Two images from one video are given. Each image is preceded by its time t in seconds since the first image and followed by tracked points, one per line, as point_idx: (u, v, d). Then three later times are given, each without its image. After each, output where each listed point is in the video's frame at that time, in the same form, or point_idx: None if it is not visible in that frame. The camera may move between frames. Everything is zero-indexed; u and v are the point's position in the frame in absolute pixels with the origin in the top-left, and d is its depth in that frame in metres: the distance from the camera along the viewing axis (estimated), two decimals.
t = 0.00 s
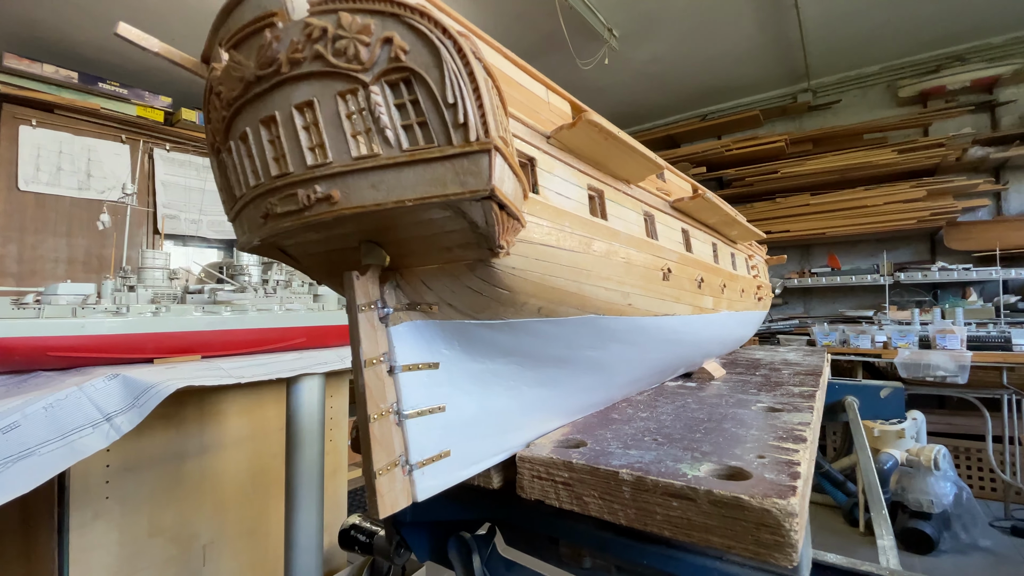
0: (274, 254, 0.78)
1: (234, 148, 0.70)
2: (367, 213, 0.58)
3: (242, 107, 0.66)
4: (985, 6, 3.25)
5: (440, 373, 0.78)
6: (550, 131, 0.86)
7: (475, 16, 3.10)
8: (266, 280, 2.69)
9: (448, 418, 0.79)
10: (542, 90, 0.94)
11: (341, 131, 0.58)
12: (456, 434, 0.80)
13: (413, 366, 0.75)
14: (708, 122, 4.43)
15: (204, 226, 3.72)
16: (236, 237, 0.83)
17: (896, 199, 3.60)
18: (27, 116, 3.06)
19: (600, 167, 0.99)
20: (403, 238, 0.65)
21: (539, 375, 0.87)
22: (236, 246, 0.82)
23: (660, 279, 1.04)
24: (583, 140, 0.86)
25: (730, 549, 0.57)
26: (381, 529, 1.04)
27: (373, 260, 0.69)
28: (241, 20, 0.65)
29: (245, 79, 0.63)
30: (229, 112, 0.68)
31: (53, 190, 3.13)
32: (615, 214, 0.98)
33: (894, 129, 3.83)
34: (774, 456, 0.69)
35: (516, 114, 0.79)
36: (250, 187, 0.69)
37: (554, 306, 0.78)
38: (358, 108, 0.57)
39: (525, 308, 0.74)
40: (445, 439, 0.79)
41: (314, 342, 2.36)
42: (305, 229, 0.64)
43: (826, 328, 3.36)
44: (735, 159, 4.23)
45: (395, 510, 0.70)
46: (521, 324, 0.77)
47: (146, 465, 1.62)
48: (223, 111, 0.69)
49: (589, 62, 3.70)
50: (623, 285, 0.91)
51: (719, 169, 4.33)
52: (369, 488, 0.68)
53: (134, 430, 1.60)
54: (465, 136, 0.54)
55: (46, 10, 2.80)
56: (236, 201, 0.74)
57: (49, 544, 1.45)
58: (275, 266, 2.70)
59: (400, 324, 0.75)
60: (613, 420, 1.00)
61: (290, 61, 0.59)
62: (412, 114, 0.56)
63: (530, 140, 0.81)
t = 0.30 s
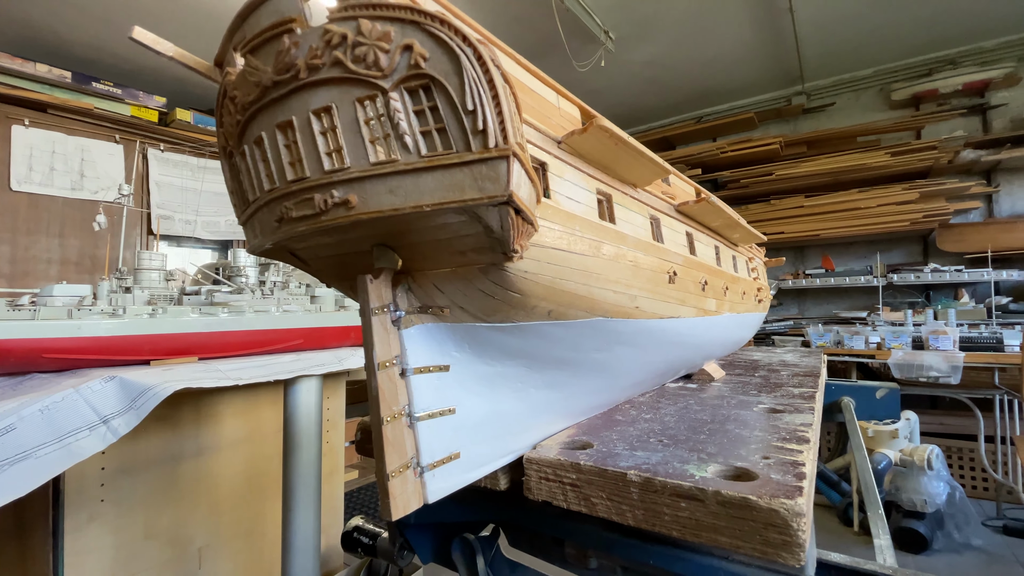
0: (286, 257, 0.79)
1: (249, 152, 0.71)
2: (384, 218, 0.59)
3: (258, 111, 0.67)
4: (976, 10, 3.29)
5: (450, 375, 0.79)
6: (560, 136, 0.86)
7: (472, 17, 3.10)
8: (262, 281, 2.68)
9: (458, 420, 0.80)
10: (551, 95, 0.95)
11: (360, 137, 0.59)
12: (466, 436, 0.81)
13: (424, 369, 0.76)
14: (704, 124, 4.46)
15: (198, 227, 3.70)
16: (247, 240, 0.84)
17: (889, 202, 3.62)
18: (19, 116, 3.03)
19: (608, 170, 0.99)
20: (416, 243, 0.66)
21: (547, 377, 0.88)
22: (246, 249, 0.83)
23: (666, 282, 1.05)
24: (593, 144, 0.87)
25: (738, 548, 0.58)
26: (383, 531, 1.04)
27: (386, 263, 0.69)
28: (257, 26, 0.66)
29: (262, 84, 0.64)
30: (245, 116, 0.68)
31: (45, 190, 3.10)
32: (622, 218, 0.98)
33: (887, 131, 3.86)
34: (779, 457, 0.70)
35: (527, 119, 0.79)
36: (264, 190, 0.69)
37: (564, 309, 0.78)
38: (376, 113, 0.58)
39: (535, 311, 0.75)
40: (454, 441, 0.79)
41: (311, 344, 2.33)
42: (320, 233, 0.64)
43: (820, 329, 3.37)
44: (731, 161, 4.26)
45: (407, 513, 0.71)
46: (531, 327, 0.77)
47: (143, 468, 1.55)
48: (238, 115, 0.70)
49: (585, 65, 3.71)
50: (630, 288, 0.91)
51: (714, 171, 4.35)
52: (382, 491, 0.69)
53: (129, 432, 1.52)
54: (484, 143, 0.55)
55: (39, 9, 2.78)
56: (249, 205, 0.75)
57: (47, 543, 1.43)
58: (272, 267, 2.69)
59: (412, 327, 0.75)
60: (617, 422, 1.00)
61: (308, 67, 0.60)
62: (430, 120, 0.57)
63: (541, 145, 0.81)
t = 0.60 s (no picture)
0: (293, 255, 0.79)
1: (258, 150, 0.71)
2: (398, 217, 0.60)
3: (269, 108, 0.68)
4: (967, 14, 3.33)
5: (459, 376, 0.80)
6: (571, 135, 0.86)
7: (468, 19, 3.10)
8: (258, 281, 2.66)
9: (466, 420, 0.80)
10: (561, 94, 0.95)
11: (374, 135, 0.60)
12: (473, 436, 0.81)
13: (433, 370, 0.76)
14: (699, 126, 4.48)
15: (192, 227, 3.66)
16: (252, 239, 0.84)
17: (881, 204, 3.65)
18: (10, 114, 2.98)
19: (617, 170, 0.99)
20: (428, 243, 0.66)
21: (554, 378, 0.88)
22: (252, 248, 0.84)
23: (672, 282, 1.05)
24: (603, 144, 0.87)
25: (749, 549, 0.58)
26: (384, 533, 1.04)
27: (396, 263, 0.70)
28: (268, 24, 0.66)
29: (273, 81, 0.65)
30: (255, 114, 0.69)
31: (37, 190, 3.05)
32: (631, 218, 0.99)
33: (880, 134, 3.90)
34: (787, 457, 0.70)
35: (540, 118, 0.79)
36: (273, 188, 0.70)
37: (574, 309, 0.78)
38: (391, 111, 0.59)
39: (545, 311, 0.75)
40: (463, 442, 0.80)
41: (307, 345, 2.32)
42: (331, 232, 0.65)
43: (815, 330, 3.40)
44: (725, 163, 4.28)
45: (416, 514, 0.71)
46: (541, 327, 0.77)
47: (135, 468, 1.52)
48: (248, 113, 0.70)
49: (581, 66, 3.72)
50: (639, 289, 0.91)
51: (709, 173, 4.37)
52: (392, 492, 0.69)
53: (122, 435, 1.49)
54: (501, 141, 0.56)
55: (30, 7, 2.75)
56: (257, 204, 0.76)
57: (34, 546, 1.36)
58: (268, 267, 2.68)
59: (422, 327, 0.76)
60: (622, 423, 1.00)
61: (322, 64, 0.61)
62: (446, 119, 0.58)
63: (553, 144, 0.81)
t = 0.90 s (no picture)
0: (296, 251, 0.79)
1: (262, 144, 0.71)
2: (408, 211, 0.59)
3: (273, 102, 0.67)
4: (958, 18, 3.37)
5: (464, 374, 0.79)
6: (578, 131, 0.86)
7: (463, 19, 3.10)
8: (253, 281, 2.64)
9: (471, 419, 0.80)
10: (568, 90, 0.95)
11: (383, 129, 0.60)
12: (478, 435, 0.81)
13: (439, 368, 0.76)
14: (694, 128, 4.50)
15: (185, 227, 3.63)
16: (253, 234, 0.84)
17: (874, 205, 3.68)
18: None
19: (622, 167, 0.99)
20: (435, 239, 0.66)
21: (558, 375, 0.89)
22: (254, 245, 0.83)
23: (676, 280, 1.05)
24: (610, 140, 0.87)
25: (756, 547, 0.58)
26: (384, 535, 1.03)
27: (402, 259, 0.70)
28: (272, 15, 0.65)
29: (278, 74, 0.64)
30: (260, 108, 0.69)
31: (27, 189, 2.99)
32: (636, 215, 0.99)
33: (872, 136, 3.93)
34: (791, 455, 0.71)
35: (548, 114, 0.79)
36: (278, 184, 0.69)
37: (580, 307, 0.79)
38: (401, 105, 0.59)
39: (552, 308, 0.76)
40: (467, 441, 0.80)
41: (302, 345, 2.31)
42: (338, 227, 0.65)
43: (809, 330, 3.43)
44: (720, 164, 4.30)
45: (422, 513, 0.70)
46: (546, 325, 0.78)
47: (126, 472, 1.49)
48: (252, 107, 0.70)
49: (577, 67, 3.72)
50: (644, 286, 0.92)
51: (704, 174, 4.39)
52: (398, 491, 0.68)
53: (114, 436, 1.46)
54: (512, 135, 0.57)
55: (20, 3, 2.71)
56: (260, 199, 0.75)
57: (23, 550, 1.32)
58: (262, 267, 2.66)
59: (427, 325, 0.76)
60: (624, 421, 1.00)
61: (329, 56, 0.60)
62: (457, 112, 0.58)
63: (561, 139, 0.81)
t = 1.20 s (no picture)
0: (297, 247, 0.79)
1: (264, 139, 0.71)
2: (412, 207, 0.59)
3: (276, 96, 0.67)
4: (947, 22, 3.40)
5: (465, 372, 0.79)
6: (580, 128, 0.86)
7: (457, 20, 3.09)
8: (247, 281, 2.62)
9: (472, 416, 0.80)
10: (570, 88, 0.95)
11: (388, 123, 0.60)
12: (480, 433, 0.81)
13: (441, 365, 0.76)
14: (687, 129, 4.53)
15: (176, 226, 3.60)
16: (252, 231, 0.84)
17: (865, 206, 3.72)
18: None
19: (623, 165, 1.00)
20: (438, 235, 0.67)
21: (559, 373, 0.89)
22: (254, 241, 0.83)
23: (676, 278, 1.06)
24: (612, 138, 0.87)
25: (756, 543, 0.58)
26: (381, 535, 1.02)
27: (404, 256, 0.70)
28: (276, 9, 0.65)
29: (281, 69, 0.64)
30: (263, 102, 0.68)
31: (16, 188, 2.95)
32: (637, 213, 1.00)
33: (862, 138, 3.97)
34: (790, 452, 0.71)
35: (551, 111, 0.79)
36: (281, 179, 0.69)
37: (581, 304, 0.80)
38: (406, 100, 0.59)
39: (554, 306, 0.77)
40: (468, 439, 0.79)
41: (296, 346, 2.30)
42: (341, 224, 0.64)
43: (801, 330, 3.46)
44: (713, 165, 4.32)
45: (425, 511, 0.70)
46: (547, 322, 0.79)
47: (118, 475, 1.46)
48: (254, 102, 0.70)
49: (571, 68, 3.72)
50: (645, 284, 0.93)
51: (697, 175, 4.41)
52: (401, 490, 0.68)
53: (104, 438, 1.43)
54: (519, 130, 0.57)
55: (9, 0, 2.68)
56: (261, 195, 0.75)
57: (11, 554, 1.29)
58: (255, 268, 2.64)
59: (428, 322, 0.75)
60: (622, 420, 1.00)
61: (334, 50, 0.60)
62: (463, 107, 0.58)
63: (563, 136, 0.81)
